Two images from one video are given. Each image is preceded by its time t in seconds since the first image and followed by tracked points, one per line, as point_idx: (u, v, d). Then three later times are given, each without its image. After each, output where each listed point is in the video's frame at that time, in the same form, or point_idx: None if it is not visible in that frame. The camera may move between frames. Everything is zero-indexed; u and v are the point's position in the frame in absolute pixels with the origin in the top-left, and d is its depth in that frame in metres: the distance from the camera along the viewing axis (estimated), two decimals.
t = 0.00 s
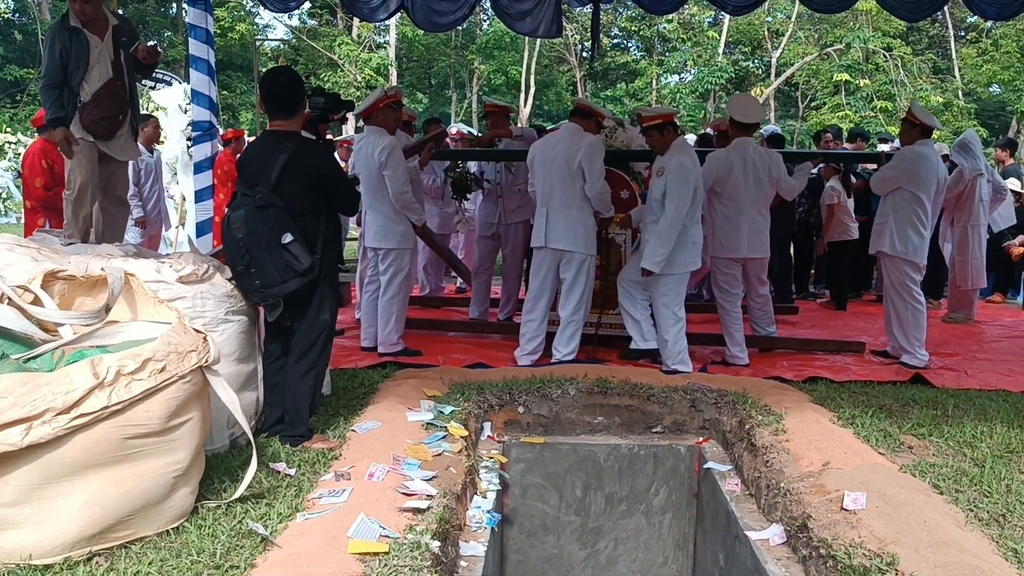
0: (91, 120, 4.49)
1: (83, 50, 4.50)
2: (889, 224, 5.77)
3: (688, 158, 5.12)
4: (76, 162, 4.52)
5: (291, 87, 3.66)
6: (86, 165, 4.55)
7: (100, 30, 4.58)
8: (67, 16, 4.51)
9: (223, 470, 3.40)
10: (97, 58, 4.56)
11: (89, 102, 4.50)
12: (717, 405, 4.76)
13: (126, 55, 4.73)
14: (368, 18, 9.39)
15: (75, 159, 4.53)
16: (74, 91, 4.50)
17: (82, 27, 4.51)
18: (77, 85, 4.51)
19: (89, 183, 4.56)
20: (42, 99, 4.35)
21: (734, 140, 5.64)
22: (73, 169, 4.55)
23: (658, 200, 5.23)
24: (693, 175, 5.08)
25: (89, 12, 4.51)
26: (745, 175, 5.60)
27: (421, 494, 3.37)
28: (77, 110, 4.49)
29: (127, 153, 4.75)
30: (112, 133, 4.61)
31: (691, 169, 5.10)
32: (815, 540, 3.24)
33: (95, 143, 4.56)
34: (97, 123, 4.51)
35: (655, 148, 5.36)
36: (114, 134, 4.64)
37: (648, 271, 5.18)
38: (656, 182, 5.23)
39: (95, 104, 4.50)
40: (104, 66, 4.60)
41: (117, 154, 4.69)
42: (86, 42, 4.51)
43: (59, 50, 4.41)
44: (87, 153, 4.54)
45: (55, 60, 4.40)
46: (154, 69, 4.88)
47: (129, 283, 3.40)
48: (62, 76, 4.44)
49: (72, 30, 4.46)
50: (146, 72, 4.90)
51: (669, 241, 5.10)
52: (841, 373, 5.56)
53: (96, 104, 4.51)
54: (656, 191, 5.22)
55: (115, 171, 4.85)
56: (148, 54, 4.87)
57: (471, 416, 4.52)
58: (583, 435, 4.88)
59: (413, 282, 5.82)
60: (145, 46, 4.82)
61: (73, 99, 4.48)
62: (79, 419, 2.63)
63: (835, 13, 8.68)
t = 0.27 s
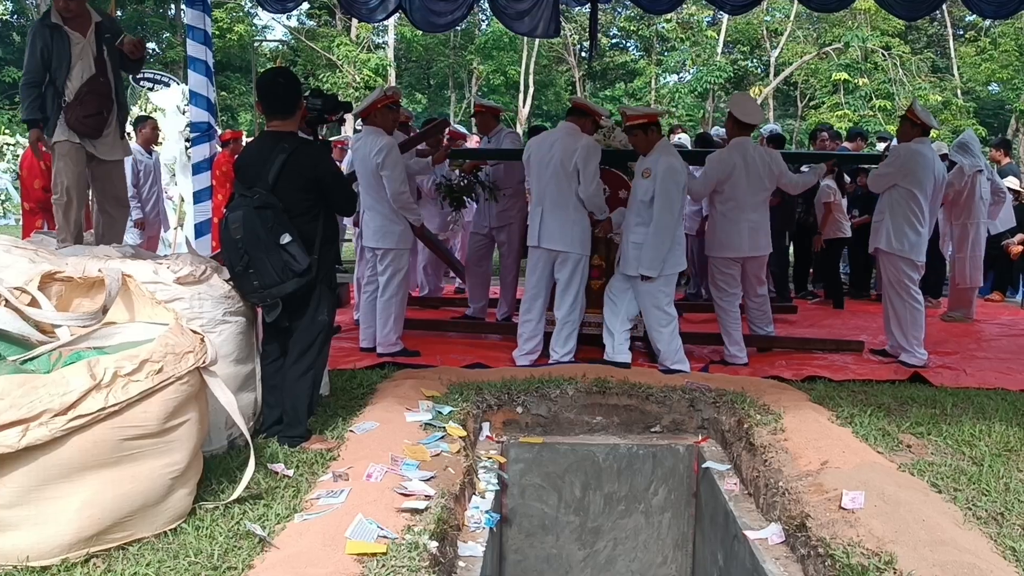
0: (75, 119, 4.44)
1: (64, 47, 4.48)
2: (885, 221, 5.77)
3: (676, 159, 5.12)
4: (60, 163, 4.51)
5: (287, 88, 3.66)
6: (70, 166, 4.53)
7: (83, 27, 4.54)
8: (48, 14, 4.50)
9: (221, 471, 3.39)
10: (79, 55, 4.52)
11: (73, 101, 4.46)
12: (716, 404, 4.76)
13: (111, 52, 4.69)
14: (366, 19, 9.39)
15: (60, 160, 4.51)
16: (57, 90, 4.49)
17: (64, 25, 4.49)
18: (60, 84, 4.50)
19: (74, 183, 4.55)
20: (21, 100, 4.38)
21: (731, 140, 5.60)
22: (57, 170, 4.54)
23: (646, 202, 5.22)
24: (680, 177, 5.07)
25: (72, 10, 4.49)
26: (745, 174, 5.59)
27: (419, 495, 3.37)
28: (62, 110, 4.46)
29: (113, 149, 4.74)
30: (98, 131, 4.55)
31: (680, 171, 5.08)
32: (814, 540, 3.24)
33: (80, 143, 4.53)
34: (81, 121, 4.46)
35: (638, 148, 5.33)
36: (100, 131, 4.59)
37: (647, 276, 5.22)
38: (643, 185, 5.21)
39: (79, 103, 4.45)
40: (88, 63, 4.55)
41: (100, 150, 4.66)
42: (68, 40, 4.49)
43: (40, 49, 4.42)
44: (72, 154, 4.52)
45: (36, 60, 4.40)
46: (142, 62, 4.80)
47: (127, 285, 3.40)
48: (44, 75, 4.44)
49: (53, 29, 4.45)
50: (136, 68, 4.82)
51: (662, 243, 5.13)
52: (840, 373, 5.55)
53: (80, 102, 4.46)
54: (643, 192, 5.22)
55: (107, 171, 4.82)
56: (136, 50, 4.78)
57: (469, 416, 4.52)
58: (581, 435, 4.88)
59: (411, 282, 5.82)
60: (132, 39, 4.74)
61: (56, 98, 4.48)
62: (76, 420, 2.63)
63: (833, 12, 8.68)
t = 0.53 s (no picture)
0: (57, 114, 4.24)
1: (51, 40, 4.32)
2: (880, 221, 5.79)
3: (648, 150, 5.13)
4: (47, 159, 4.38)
5: (282, 88, 3.66)
6: (56, 163, 4.38)
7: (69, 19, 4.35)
8: (37, 6, 4.34)
9: (219, 472, 3.40)
10: (65, 49, 4.34)
11: (56, 96, 4.27)
12: (714, 404, 4.76)
13: (100, 44, 4.49)
14: (364, 19, 9.38)
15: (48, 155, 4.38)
16: (46, 84, 4.35)
17: (52, 17, 4.32)
18: (46, 78, 4.35)
19: (62, 180, 4.40)
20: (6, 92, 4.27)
21: (733, 140, 5.62)
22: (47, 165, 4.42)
23: (619, 192, 5.22)
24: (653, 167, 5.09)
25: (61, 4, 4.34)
26: (747, 177, 5.58)
27: (416, 495, 3.37)
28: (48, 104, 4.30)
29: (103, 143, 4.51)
30: (82, 126, 4.33)
31: (652, 161, 5.11)
32: (811, 539, 3.24)
33: (66, 140, 4.36)
34: (62, 116, 4.25)
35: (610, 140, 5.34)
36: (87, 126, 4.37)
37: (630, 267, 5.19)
38: (618, 176, 5.21)
39: (62, 97, 4.25)
40: (74, 57, 4.36)
41: (88, 144, 4.46)
42: (55, 33, 4.32)
43: (25, 41, 4.26)
44: (59, 152, 4.37)
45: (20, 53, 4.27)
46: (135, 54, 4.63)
47: (123, 286, 3.39)
48: (31, 67, 4.31)
49: (38, 21, 4.29)
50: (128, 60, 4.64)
51: (643, 233, 5.12)
52: (838, 372, 5.55)
53: (62, 96, 4.26)
54: (615, 183, 5.22)
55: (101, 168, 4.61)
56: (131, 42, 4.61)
57: (467, 417, 4.52)
58: (579, 435, 4.88)
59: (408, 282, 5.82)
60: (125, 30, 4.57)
61: (42, 93, 4.34)
62: (71, 422, 2.63)
63: (831, 12, 8.68)
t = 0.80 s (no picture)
0: (50, 106, 4.24)
1: (45, 31, 4.28)
2: (880, 220, 5.76)
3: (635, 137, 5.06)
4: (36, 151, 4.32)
5: (278, 85, 3.64)
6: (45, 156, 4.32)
7: (66, 10, 4.32)
8: None
9: (215, 471, 3.37)
10: (59, 40, 4.31)
11: (49, 88, 4.26)
12: (713, 402, 4.74)
13: (96, 35, 4.45)
14: (363, 16, 9.34)
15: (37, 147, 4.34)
16: (38, 74, 4.32)
17: (47, 8, 4.28)
18: (40, 68, 4.32)
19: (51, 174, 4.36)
20: None
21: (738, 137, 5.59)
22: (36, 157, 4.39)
23: (598, 178, 5.13)
24: (634, 154, 5.03)
25: None
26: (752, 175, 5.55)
27: (414, 494, 3.34)
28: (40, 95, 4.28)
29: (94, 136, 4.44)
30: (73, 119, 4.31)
31: (636, 148, 5.04)
32: (811, 538, 3.22)
33: (59, 133, 4.31)
34: (55, 109, 4.25)
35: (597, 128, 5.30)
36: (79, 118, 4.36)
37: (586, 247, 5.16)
38: (600, 160, 5.13)
39: (56, 88, 4.24)
40: (68, 48, 4.33)
41: (81, 136, 4.41)
42: (50, 23, 4.29)
43: (19, 31, 4.23)
44: (53, 145, 4.32)
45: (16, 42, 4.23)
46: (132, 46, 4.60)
47: (119, 284, 3.37)
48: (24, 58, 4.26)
49: (33, 10, 4.24)
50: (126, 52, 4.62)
51: (608, 217, 5.05)
52: (838, 370, 5.52)
53: (55, 88, 4.25)
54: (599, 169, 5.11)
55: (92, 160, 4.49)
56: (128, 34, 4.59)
57: (466, 415, 4.49)
58: (579, 433, 4.86)
59: (407, 280, 5.79)
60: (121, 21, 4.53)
61: (35, 83, 4.30)
62: (65, 421, 2.61)
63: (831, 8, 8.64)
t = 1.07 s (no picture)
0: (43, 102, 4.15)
1: (44, 28, 4.22)
2: (891, 223, 5.70)
3: (618, 135, 4.90)
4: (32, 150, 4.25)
5: (276, 84, 3.59)
6: (40, 155, 4.25)
7: (65, 10, 4.27)
8: None
9: (213, 477, 3.32)
10: (58, 37, 4.25)
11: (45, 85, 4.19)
12: (718, 404, 4.68)
13: (95, 35, 4.41)
14: (362, 15, 9.28)
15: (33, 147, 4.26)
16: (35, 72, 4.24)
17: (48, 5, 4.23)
18: (37, 66, 4.24)
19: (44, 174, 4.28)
20: None
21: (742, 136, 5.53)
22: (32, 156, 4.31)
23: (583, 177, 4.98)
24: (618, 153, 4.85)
25: None
26: (757, 174, 5.50)
27: (416, 500, 3.29)
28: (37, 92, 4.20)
29: (90, 138, 4.37)
30: (68, 118, 4.21)
31: (619, 147, 4.87)
32: (820, 545, 3.16)
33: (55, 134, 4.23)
34: (50, 107, 4.13)
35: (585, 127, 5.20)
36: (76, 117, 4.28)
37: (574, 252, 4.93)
38: (585, 159, 4.98)
39: (53, 85, 4.16)
40: (67, 48, 4.27)
41: (77, 138, 4.34)
42: (50, 21, 4.23)
43: (17, 27, 4.17)
44: (50, 149, 4.26)
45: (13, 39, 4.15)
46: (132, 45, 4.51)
47: (114, 287, 3.30)
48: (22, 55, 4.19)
49: (32, 7, 4.18)
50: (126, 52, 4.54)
51: (595, 219, 4.86)
52: (842, 371, 5.47)
53: (51, 85, 4.16)
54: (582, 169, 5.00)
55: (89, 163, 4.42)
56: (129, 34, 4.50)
57: (467, 418, 4.44)
58: (581, 436, 4.81)
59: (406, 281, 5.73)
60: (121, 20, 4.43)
61: (31, 81, 4.22)
62: (59, 429, 2.55)
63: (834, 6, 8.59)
